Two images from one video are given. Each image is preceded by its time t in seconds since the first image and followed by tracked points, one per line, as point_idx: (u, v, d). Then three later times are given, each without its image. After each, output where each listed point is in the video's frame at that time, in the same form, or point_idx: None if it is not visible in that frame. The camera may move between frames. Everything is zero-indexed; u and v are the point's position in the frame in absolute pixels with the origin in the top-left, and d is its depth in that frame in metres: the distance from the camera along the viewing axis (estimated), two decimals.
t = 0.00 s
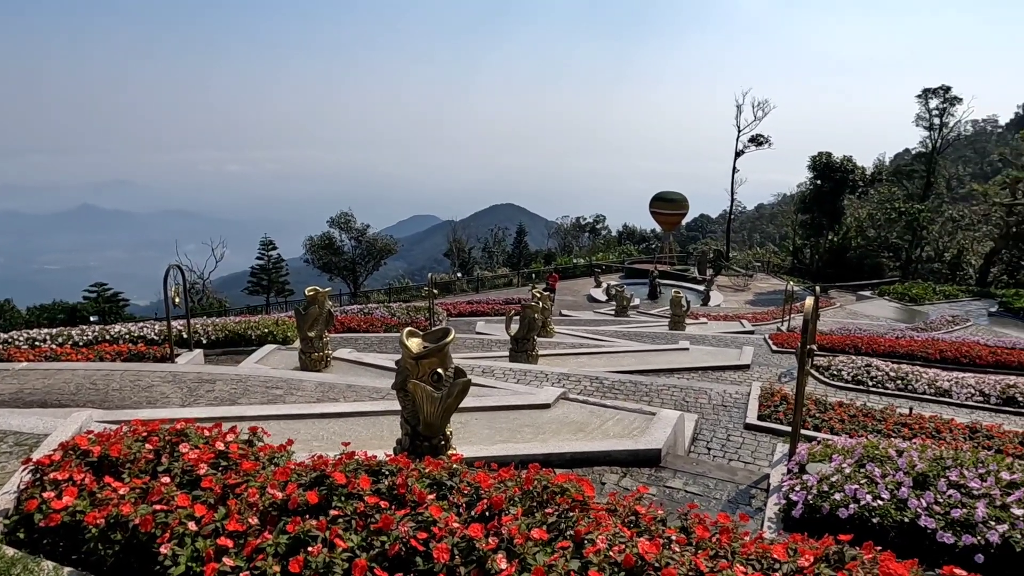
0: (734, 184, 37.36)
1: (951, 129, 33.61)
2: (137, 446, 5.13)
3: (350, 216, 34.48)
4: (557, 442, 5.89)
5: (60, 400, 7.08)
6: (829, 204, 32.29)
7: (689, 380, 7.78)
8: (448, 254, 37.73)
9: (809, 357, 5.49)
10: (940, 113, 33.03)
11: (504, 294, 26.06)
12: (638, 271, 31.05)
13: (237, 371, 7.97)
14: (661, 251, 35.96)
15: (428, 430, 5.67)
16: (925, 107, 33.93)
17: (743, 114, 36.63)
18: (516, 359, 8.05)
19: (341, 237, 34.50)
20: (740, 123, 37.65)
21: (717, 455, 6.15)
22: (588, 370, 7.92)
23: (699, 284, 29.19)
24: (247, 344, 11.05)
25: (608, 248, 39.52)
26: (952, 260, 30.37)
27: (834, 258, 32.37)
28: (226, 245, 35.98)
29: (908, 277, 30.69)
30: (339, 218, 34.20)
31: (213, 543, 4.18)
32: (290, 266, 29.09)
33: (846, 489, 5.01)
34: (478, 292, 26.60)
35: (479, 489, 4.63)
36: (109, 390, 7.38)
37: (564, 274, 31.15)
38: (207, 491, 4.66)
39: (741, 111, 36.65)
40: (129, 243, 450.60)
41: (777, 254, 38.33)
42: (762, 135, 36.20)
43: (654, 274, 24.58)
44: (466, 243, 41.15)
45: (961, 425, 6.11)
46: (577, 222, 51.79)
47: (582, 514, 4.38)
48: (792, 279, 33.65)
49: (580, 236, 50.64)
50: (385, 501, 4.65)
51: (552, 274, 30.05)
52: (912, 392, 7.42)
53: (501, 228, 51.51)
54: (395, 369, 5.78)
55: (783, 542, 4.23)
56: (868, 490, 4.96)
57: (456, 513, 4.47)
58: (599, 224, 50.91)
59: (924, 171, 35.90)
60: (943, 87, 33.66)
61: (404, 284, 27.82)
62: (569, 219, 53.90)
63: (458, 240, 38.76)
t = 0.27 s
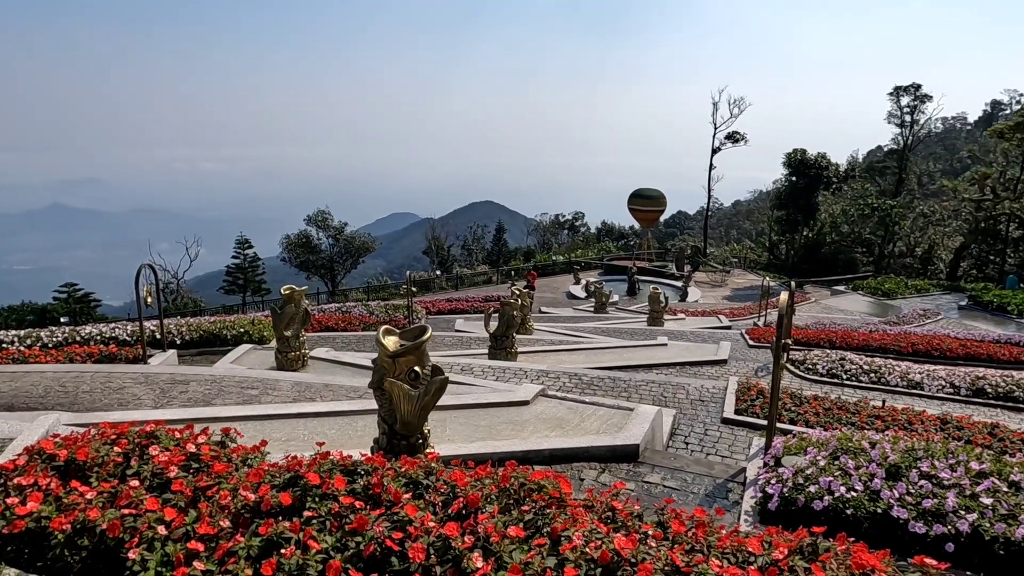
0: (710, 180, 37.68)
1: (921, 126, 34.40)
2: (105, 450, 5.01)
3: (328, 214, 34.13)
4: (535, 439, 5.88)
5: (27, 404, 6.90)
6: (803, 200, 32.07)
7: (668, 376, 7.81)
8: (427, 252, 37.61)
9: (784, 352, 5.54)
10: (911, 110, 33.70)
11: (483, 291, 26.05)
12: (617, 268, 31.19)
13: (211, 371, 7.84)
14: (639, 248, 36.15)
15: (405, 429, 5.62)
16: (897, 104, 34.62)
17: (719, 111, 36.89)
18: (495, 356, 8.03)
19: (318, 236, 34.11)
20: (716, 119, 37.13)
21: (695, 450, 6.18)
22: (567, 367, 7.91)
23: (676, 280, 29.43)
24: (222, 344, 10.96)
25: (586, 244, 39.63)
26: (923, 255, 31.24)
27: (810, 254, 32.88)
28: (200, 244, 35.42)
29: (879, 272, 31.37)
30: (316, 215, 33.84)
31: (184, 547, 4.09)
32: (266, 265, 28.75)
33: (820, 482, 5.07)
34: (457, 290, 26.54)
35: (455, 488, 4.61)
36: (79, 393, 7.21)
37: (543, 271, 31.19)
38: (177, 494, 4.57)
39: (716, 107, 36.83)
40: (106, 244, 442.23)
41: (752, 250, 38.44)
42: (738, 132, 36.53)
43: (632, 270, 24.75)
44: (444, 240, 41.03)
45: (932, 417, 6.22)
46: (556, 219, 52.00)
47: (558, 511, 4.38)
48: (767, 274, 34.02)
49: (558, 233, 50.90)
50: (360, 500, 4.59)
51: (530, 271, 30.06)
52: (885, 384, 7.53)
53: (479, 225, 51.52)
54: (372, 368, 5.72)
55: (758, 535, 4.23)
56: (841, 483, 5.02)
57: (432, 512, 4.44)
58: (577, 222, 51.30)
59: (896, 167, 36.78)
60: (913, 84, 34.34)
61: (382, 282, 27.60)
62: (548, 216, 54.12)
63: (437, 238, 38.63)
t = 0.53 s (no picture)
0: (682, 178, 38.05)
1: (890, 124, 35.18)
2: (67, 453, 4.89)
3: (302, 213, 33.85)
4: (510, 436, 5.89)
5: None
6: (776, 196, 33.23)
7: (642, 371, 7.86)
8: (403, 251, 37.50)
9: (753, 346, 5.61)
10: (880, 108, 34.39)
11: (460, 289, 26.04)
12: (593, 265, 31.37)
13: (181, 372, 7.73)
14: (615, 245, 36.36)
15: (378, 427, 5.59)
16: (866, 103, 35.32)
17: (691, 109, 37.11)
18: (471, 354, 8.01)
19: (292, 235, 33.79)
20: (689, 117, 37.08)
21: (668, 444, 6.22)
22: (542, 364, 7.92)
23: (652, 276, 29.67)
24: (193, 344, 10.82)
25: (563, 242, 39.73)
26: (892, 250, 31.88)
27: (782, 250, 32.63)
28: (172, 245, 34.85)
29: (850, 267, 31.63)
30: (290, 214, 33.48)
31: (148, 550, 3.96)
32: (238, 264, 28.41)
33: (789, 473, 5.14)
34: (433, 288, 26.48)
35: (426, 485, 4.62)
36: (43, 396, 7.05)
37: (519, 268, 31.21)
38: (142, 497, 4.47)
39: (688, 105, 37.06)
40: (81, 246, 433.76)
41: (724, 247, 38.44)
42: (711, 130, 36.83)
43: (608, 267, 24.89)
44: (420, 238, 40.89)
45: (898, 408, 6.34)
46: (533, 217, 52.19)
47: (528, 506, 4.46)
48: (740, 270, 34.36)
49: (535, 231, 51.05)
50: (330, 499, 4.58)
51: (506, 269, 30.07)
52: (854, 377, 7.63)
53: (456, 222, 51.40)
54: (343, 366, 5.67)
55: (724, 526, 4.44)
56: (809, 473, 5.11)
57: (402, 509, 4.43)
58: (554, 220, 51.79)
59: (865, 165, 37.53)
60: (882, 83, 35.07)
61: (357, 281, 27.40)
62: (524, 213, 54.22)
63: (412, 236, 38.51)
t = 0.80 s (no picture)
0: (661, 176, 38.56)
1: (862, 122, 35.96)
2: (34, 457, 4.76)
3: (278, 211, 33.44)
4: (489, 434, 5.89)
5: None
6: (751, 193, 34.66)
7: (621, 368, 7.90)
8: (381, 249, 37.26)
9: (728, 342, 5.67)
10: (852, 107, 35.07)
11: (439, 288, 25.99)
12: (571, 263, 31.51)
13: (154, 373, 7.62)
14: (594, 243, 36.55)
15: (355, 426, 5.57)
16: (838, 101, 36.04)
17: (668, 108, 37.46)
18: (450, 352, 7.99)
19: (268, 234, 33.39)
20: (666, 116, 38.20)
21: (646, 440, 6.26)
22: (521, 361, 7.93)
23: (630, 274, 29.86)
24: (168, 345, 10.67)
25: (542, 240, 39.86)
26: (865, 246, 31.81)
27: (759, 247, 33.63)
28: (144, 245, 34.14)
29: (824, 263, 31.97)
30: (266, 212, 33.03)
31: (119, 553, 3.86)
32: (213, 264, 27.99)
33: (764, 466, 5.20)
34: (412, 287, 26.39)
35: (402, 483, 4.61)
36: (10, 399, 6.89)
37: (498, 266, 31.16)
38: (111, 500, 4.36)
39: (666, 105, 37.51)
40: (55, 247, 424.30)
41: (705, 245, 38.82)
42: (688, 128, 37.13)
43: (587, 264, 25.00)
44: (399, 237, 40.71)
45: (871, 401, 6.46)
46: (511, 214, 52.18)
47: (504, 503, 4.49)
48: (716, 267, 34.67)
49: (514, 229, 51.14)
50: (305, 499, 4.55)
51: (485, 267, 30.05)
52: (828, 371, 7.76)
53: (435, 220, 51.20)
54: (320, 365, 5.61)
55: (699, 519, 4.53)
56: (784, 466, 5.18)
57: (378, 508, 4.40)
58: (534, 218, 51.76)
59: (838, 162, 38.03)
60: (853, 82, 35.76)
61: (334, 280, 27.18)
62: (503, 211, 54.31)
63: (390, 235, 38.27)
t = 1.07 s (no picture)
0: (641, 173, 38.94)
1: (837, 120, 36.33)
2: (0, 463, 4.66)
3: (255, 210, 33.22)
4: (468, 433, 5.88)
5: None
6: (730, 191, 35.65)
7: (601, 365, 7.93)
8: (360, 248, 37.10)
9: (705, 339, 5.71)
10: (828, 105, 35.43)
11: (419, 286, 25.89)
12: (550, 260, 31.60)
13: (128, 376, 7.54)
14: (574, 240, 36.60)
15: (333, 428, 5.54)
16: (814, 99, 36.45)
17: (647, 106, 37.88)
18: (430, 351, 7.95)
19: (245, 232, 33.07)
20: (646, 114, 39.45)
21: (626, 437, 6.29)
22: (502, 360, 7.92)
23: (610, 271, 30.03)
24: (143, 347, 10.53)
25: (523, 237, 39.95)
26: (840, 243, 31.77)
27: (737, 244, 33.40)
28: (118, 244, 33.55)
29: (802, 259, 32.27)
30: (242, 212, 32.78)
31: (87, 561, 3.78)
32: (189, 264, 27.65)
33: (741, 462, 5.23)
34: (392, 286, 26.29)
35: (379, 485, 4.59)
36: None
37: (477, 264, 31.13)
38: (80, 507, 4.27)
39: (646, 104, 38.45)
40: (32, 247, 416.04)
41: (683, 241, 38.56)
42: (667, 125, 37.34)
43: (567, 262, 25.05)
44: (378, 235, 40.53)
45: (846, 396, 6.54)
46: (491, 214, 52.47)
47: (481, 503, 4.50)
48: (696, 263, 34.84)
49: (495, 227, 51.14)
50: (279, 503, 4.51)
51: (465, 266, 30.01)
52: (804, 367, 7.83)
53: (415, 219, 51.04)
54: (296, 366, 5.55)
55: (675, 516, 4.57)
56: (760, 462, 5.22)
57: (353, 511, 4.38)
58: (514, 216, 51.82)
59: (815, 160, 38.71)
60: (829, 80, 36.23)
61: (313, 279, 26.97)
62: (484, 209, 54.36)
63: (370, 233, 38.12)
